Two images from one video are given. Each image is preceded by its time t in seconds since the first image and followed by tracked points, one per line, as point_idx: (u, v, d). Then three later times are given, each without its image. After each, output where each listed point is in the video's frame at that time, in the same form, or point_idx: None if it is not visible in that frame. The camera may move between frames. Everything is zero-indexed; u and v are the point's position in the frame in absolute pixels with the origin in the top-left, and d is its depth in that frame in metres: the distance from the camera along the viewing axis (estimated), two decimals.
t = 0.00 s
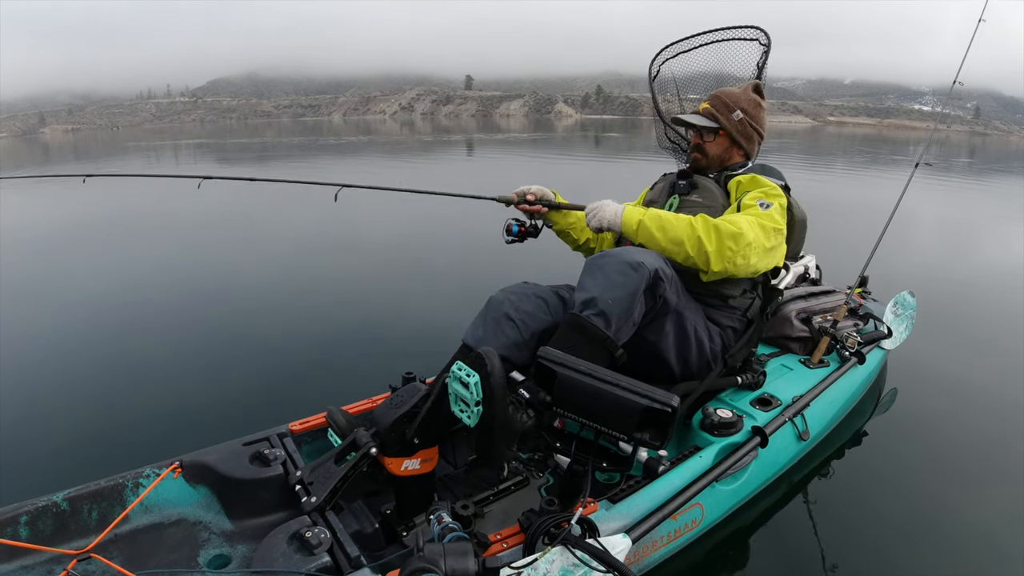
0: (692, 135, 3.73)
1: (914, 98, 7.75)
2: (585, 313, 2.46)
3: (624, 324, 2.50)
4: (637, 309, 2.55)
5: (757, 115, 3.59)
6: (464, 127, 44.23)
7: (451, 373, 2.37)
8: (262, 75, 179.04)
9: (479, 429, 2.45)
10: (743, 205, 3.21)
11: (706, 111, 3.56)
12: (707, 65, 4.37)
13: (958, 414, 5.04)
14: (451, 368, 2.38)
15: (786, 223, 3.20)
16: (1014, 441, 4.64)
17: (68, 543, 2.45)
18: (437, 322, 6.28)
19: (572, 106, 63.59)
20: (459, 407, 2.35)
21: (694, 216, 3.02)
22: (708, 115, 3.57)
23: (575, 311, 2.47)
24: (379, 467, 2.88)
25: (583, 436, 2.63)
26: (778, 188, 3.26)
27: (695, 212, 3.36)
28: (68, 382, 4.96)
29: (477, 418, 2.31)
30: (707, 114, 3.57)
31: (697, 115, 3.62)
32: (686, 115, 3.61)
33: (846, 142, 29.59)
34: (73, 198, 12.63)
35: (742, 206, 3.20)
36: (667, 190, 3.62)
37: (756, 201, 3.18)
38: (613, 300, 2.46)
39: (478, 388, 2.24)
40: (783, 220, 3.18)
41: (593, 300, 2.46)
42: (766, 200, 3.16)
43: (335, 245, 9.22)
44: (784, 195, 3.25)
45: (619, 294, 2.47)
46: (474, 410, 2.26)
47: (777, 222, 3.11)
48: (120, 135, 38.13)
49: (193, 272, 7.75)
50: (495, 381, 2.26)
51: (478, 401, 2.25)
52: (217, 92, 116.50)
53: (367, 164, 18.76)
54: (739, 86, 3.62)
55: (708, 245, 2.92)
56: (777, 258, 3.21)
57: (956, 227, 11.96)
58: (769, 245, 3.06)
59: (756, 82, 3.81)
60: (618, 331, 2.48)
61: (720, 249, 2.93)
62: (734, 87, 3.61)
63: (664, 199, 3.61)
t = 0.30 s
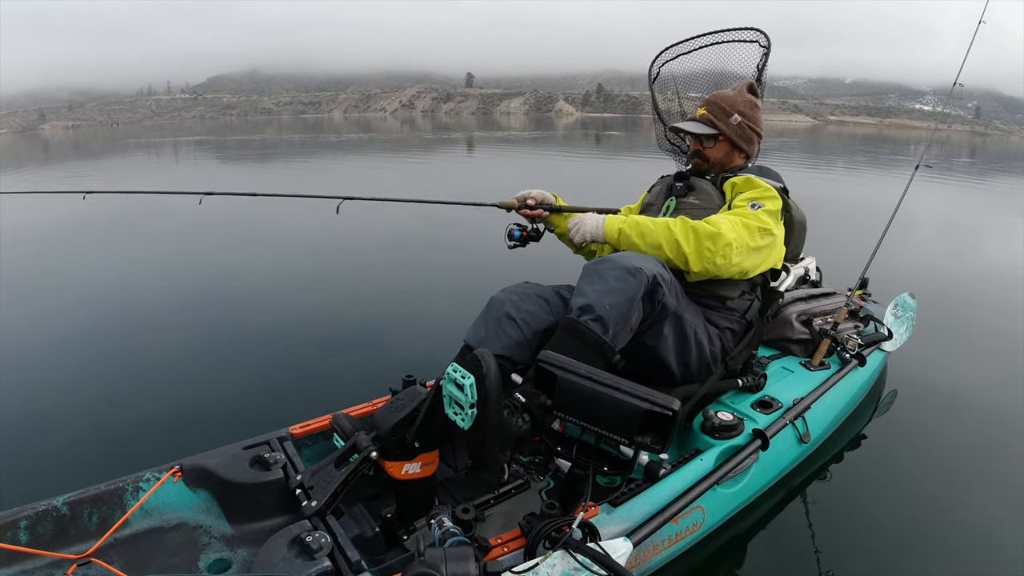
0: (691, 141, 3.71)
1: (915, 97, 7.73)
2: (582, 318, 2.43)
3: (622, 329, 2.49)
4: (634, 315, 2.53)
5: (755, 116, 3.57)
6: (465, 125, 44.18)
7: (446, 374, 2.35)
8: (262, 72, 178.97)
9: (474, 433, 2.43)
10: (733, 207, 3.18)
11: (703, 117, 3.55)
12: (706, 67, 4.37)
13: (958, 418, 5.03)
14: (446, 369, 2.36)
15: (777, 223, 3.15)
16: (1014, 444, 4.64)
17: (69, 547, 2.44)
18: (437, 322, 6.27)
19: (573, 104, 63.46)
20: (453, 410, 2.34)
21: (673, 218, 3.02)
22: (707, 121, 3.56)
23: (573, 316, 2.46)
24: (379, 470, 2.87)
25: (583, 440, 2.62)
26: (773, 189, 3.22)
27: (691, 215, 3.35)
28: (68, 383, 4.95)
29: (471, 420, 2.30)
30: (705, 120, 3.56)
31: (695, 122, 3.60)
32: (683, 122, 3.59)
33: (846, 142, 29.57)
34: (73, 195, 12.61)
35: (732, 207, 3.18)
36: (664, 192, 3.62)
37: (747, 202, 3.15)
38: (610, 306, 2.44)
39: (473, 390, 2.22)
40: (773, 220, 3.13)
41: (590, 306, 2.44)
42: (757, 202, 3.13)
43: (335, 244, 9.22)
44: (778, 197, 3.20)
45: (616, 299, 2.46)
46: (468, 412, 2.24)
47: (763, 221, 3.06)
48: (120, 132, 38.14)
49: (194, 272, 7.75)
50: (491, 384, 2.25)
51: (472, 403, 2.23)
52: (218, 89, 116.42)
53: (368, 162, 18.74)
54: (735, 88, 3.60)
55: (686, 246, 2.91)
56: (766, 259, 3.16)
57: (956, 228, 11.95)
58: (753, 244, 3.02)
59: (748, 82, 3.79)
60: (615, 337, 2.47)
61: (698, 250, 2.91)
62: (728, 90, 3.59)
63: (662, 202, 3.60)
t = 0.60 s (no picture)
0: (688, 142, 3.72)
1: (916, 96, 7.72)
2: (581, 317, 2.44)
3: (620, 329, 2.49)
4: (633, 314, 2.53)
5: (750, 113, 3.55)
6: (465, 123, 44.11)
7: (443, 372, 2.34)
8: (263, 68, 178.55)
9: (472, 431, 2.43)
10: (725, 205, 3.16)
11: (699, 118, 3.54)
12: (706, 67, 4.36)
13: (956, 418, 5.03)
14: (444, 367, 2.35)
15: (769, 220, 3.14)
16: (1012, 445, 4.64)
17: (68, 545, 2.44)
18: (436, 321, 6.27)
19: (574, 101, 63.35)
20: (450, 408, 2.33)
21: (659, 219, 3.03)
22: (702, 122, 3.54)
23: (572, 315, 2.46)
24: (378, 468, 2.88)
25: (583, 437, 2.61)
26: (767, 186, 3.18)
27: (688, 213, 3.34)
28: (68, 381, 4.95)
29: (469, 418, 2.29)
30: (700, 121, 3.55)
31: (691, 123, 3.59)
32: (678, 125, 3.59)
33: (847, 141, 29.52)
34: (73, 192, 12.58)
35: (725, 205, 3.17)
36: (660, 190, 3.64)
37: (739, 200, 3.13)
38: (609, 305, 2.44)
39: (470, 388, 2.22)
40: (765, 218, 3.12)
41: (589, 305, 2.45)
42: (749, 200, 3.11)
43: (335, 242, 9.21)
44: (773, 194, 3.16)
45: (615, 298, 2.46)
46: (466, 410, 2.24)
47: (752, 219, 3.06)
48: (120, 128, 38.03)
49: (194, 270, 7.74)
50: (488, 381, 2.25)
51: (470, 401, 2.23)
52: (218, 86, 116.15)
53: (368, 160, 18.70)
54: (729, 86, 3.58)
55: (671, 246, 2.92)
56: (757, 257, 3.15)
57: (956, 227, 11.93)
58: (740, 242, 3.03)
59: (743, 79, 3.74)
60: (614, 336, 2.47)
61: (683, 249, 2.92)
62: (722, 88, 3.57)
63: (657, 200, 3.62)
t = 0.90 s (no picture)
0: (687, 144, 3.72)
1: (917, 96, 7.72)
2: (583, 319, 2.43)
3: (622, 331, 2.48)
4: (635, 316, 2.53)
5: (749, 115, 3.54)
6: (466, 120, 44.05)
7: (444, 374, 2.34)
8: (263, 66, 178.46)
9: (473, 433, 2.43)
10: (721, 207, 3.16)
11: (697, 120, 3.54)
12: (707, 68, 4.35)
13: (956, 419, 5.03)
14: (444, 369, 2.35)
15: (765, 221, 3.13)
16: (1013, 445, 4.64)
17: (68, 546, 2.44)
18: (436, 320, 6.27)
19: (574, 100, 63.25)
20: (451, 410, 2.32)
21: (650, 223, 3.03)
22: (700, 124, 3.54)
23: (574, 317, 2.45)
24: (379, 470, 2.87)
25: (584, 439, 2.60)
26: (762, 187, 3.18)
27: (685, 215, 3.35)
28: (68, 381, 4.95)
29: (470, 420, 2.29)
30: (699, 123, 3.54)
31: (689, 125, 3.59)
32: (677, 127, 3.59)
33: (847, 139, 29.49)
34: (73, 189, 12.59)
35: (721, 206, 3.18)
36: (657, 192, 3.63)
37: (735, 203, 3.13)
38: (611, 308, 2.44)
39: (471, 390, 2.22)
40: (761, 220, 3.11)
41: (591, 307, 2.44)
42: (745, 202, 3.11)
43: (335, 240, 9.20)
44: (770, 196, 3.15)
45: (617, 301, 2.45)
46: (467, 411, 2.24)
47: (747, 221, 3.06)
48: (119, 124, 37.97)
49: (194, 268, 7.73)
50: (489, 383, 2.25)
51: (470, 403, 2.23)
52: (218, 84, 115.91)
53: (368, 157, 18.66)
54: (728, 87, 3.58)
55: (663, 250, 2.93)
56: (753, 258, 3.13)
57: (956, 227, 11.93)
58: (734, 244, 3.02)
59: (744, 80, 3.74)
60: (615, 338, 2.46)
61: (673, 251, 2.93)
62: (721, 89, 3.57)
63: (655, 202, 3.62)
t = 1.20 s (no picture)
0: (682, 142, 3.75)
1: (918, 96, 7.71)
2: (581, 315, 2.43)
3: (621, 328, 2.48)
4: (633, 313, 2.53)
5: (744, 111, 3.52)
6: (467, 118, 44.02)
7: (442, 370, 2.34)
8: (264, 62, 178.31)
9: (471, 430, 2.43)
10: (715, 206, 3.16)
11: (689, 118, 3.57)
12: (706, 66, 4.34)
13: (955, 418, 5.03)
14: (443, 365, 2.35)
15: (759, 221, 3.11)
16: (1011, 445, 4.64)
17: (68, 543, 2.45)
18: (436, 319, 6.27)
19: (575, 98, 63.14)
20: (449, 407, 2.32)
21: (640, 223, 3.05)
22: (692, 122, 3.57)
23: (573, 314, 2.45)
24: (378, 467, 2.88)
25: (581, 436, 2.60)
26: (757, 186, 3.15)
27: (678, 215, 3.37)
28: (68, 378, 4.96)
29: (468, 416, 2.30)
30: (692, 121, 3.57)
31: (682, 124, 3.62)
32: (670, 125, 3.64)
33: (849, 138, 29.40)
34: (75, 186, 12.59)
35: (714, 206, 3.17)
36: (652, 190, 3.64)
37: (728, 202, 3.12)
38: (610, 305, 2.44)
39: (469, 387, 2.22)
40: (755, 219, 3.09)
41: (590, 304, 2.44)
42: (738, 201, 3.10)
43: (335, 238, 9.20)
44: (764, 195, 3.13)
45: (615, 298, 2.45)
46: (464, 408, 2.24)
47: (739, 221, 3.04)
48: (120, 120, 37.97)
49: (194, 266, 7.73)
50: (488, 380, 2.25)
51: (469, 400, 2.23)
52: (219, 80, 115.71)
53: (369, 155, 18.63)
54: (722, 84, 3.58)
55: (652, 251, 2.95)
56: (747, 258, 3.12)
57: (958, 226, 11.90)
58: (726, 244, 3.01)
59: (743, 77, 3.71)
60: (614, 335, 2.46)
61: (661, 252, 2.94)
62: (715, 87, 3.57)
63: (649, 201, 3.63)
